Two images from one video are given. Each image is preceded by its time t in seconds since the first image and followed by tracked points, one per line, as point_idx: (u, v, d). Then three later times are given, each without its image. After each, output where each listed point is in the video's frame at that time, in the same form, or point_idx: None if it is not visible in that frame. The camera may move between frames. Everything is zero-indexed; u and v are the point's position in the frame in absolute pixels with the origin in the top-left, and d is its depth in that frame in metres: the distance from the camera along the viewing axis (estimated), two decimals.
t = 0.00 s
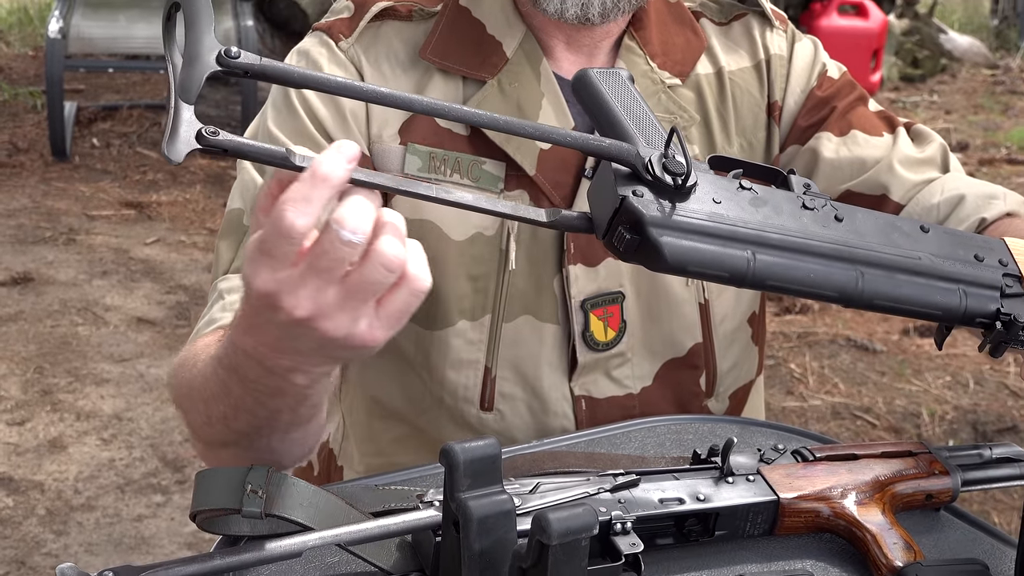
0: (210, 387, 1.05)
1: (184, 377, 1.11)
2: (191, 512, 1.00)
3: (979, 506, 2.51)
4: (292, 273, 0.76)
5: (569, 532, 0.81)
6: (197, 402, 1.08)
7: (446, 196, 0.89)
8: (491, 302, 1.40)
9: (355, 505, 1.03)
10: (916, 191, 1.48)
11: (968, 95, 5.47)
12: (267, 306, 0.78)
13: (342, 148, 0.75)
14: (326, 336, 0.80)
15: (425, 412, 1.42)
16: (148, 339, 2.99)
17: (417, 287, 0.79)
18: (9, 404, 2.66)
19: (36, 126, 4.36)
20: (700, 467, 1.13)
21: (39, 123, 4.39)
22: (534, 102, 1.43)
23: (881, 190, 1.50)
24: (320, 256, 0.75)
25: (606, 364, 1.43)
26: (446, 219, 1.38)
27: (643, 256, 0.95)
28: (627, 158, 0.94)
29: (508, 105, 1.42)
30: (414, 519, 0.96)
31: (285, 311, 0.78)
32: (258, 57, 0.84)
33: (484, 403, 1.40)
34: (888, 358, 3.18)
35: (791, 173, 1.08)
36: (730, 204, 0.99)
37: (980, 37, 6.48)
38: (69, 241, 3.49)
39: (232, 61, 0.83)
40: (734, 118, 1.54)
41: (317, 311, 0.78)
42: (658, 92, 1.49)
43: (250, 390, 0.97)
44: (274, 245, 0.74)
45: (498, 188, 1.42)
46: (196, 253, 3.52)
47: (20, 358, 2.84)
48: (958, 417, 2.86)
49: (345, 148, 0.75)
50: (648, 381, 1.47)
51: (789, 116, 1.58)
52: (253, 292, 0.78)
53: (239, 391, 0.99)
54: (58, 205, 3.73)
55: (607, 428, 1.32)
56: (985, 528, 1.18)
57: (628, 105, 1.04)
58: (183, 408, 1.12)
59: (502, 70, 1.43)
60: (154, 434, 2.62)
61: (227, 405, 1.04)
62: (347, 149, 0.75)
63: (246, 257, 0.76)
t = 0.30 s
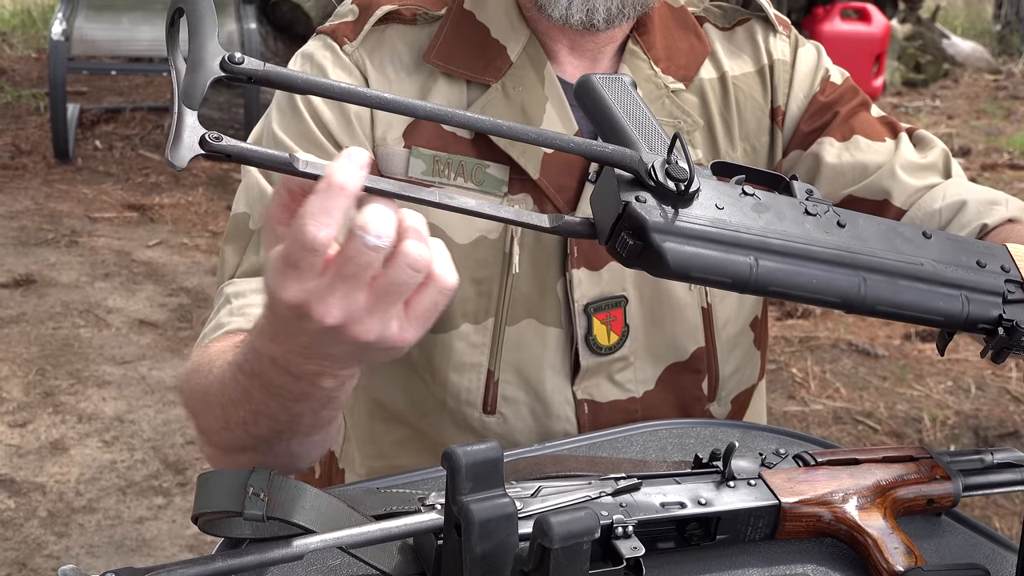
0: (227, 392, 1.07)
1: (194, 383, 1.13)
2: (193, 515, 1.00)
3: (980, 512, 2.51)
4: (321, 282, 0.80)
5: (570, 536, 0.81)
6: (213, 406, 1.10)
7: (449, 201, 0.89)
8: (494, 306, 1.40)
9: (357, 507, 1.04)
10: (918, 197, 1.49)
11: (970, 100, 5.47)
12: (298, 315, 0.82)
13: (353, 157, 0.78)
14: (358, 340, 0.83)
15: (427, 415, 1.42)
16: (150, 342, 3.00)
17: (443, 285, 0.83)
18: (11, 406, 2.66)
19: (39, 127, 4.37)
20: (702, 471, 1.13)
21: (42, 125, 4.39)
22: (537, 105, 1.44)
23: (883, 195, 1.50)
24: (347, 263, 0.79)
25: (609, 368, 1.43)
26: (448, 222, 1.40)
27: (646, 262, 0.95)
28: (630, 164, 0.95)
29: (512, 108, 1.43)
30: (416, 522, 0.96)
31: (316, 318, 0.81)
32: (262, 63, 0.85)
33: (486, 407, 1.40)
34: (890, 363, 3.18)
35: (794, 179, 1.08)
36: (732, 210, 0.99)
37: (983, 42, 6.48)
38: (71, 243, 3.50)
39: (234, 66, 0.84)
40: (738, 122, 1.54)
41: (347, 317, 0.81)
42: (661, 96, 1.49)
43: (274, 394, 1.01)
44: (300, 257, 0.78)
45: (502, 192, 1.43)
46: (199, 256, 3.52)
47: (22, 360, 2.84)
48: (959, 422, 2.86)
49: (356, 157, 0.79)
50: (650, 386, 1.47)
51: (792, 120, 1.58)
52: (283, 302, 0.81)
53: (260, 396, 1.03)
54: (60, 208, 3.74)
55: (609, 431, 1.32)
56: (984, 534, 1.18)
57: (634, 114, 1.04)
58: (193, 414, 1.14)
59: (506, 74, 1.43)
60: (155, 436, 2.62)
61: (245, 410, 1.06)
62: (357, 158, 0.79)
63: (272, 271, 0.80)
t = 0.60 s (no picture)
0: (284, 405, 1.10)
1: (236, 393, 1.14)
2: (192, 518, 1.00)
3: (978, 516, 2.51)
4: (445, 310, 0.85)
5: (568, 540, 0.81)
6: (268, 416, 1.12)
7: (449, 208, 0.88)
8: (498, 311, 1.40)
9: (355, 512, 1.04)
10: (917, 202, 1.50)
11: (970, 105, 5.48)
12: (417, 338, 0.86)
13: (488, 198, 0.88)
14: (469, 365, 0.88)
15: (427, 419, 1.42)
16: (150, 345, 3.00)
17: (557, 319, 0.90)
18: (10, 408, 2.66)
19: (39, 130, 4.37)
20: (700, 475, 1.13)
21: (43, 128, 4.40)
22: (538, 110, 1.44)
23: (883, 200, 1.52)
24: (476, 296, 0.85)
25: (609, 373, 1.44)
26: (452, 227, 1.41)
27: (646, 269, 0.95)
28: (628, 170, 0.94)
29: (514, 112, 1.43)
30: (415, 526, 0.96)
31: (434, 342, 0.86)
32: (262, 69, 0.85)
33: (487, 411, 1.40)
34: (889, 368, 3.18)
35: (792, 186, 1.08)
36: (731, 216, 0.99)
37: (983, 47, 6.49)
38: (71, 246, 3.50)
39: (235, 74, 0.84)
40: (738, 127, 1.54)
41: (464, 342, 0.86)
42: (662, 101, 1.50)
43: (342, 408, 1.05)
44: (431, 287, 0.83)
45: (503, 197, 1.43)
46: (199, 259, 3.52)
47: (22, 363, 2.85)
48: (958, 427, 2.86)
49: (492, 201, 0.88)
50: (650, 390, 1.47)
51: (792, 125, 1.58)
52: (402, 325, 0.85)
53: (326, 409, 1.06)
54: (61, 210, 3.74)
55: (608, 436, 1.33)
56: (983, 539, 1.18)
57: (636, 126, 1.03)
58: (233, 424, 1.15)
59: (507, 79, 1.44)
60: (155, 439, 2.62)
61: (304, 422, 1.10)
62: (492, 200, 0.88)
63: (397, 295, 0.84)
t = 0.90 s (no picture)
0: (334, 408, 1.18)
1: (281, 400, 1.20)
2: (194, 519, 1.00)
3: (979, 521, 2.51)
4: (532, 302, 0.94)
5: (570, 543, 0.81)
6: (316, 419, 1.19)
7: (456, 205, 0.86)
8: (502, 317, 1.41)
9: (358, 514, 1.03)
10: (918, 208, 1.50)
11: (971, 110, 5.48)
12: (500, 327, 0.97)
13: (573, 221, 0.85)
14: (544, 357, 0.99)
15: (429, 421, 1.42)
16: (151, 347, 3.00)
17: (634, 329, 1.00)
18: (11, 410, 2.67)
19: (41, 132, 4.38)
20: (702, 479, 1.14)
21: (44, 130, 4.40)
22: (542, 115, 1.44)
23: (883, 207, 1.51)
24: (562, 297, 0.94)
25: (612, 377, 1.45)
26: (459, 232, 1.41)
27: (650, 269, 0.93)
28: (634, 169, 0.94)
29: (518, 117, 1.44)
30: (417, 529, 0.96)
31: (514, 330, 0.97)
32: (270, 65, 0.83)
33: (490, 414, 1.40)
34: (890, 372, 3.18)
35: (797, 189, 1.09)
36: (735, 217, 0.99)
37: (984, 52, 6.49)
38: (73, 248, 3.50)
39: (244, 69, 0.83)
40: (739, 133, 1.54)
41: (541, 333, 0.97)
42: (664, 107, 1.50)
43: (395, 410, 1.14)
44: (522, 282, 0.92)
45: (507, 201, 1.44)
46: (200, 261, 3.53)
47: (23, 365, 2.85)
48: (959, 431, 2.86)
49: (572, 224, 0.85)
50: (653, 395, 1.47)
51: (793, 132, 1.59)
52: (487, 312, 0.96)
53: (379, 410, 1.15)
54: (62, 212, 3.75)
55: (610, 439, 1.33)
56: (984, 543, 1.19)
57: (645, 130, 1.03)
58: (274, 432, 1.21)
59: (511, 83, 1.45)
60: (156, 441, 2.63)
61: (352, 426, 1.18)
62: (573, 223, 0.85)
63: (489, 283, 0.94)
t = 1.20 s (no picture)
0: (331, 412, 1.18)
1: (278, 403, 1.20)
2: (195, 523, 1.00)
3: (980, 524, 2.51)
4: (526, 311, 0.95)
5: (572, 546, 0.81)
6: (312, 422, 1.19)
7: (453, 225, 0.88)
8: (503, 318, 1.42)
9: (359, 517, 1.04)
10: (920, 213, 1.50)
11: (972, 113, 5.48)
12: (494, 336, 0.97)
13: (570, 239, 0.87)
14: (538, 365, 0.99)
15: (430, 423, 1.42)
16: (152, 350, 3.00)
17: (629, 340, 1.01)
18: (12, 413, 2.67)
19: (42, 135, 4.38)
20: (703, 481, 1.14)
21: (45, 133, 4.40)
22: (544, 117, 1.45)
23: (885, 211, 1.52)
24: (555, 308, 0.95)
25: (612, 380, 1.45)
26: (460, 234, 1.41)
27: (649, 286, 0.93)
28: (631, 186, 0.94)
29: (519, 120, 1.44)
30: (418, 532, 0.96)
31: (508, 339, 0.97)
32: (266, 88, 0.84)
33: (491, 417, 1.40)
34: (891, 375, 3.18)
35: (795, 200, 1.09)
36: (734, 230, 0.99)
37: (985, 54, 6.50)
38: (74, 251, 3.50)
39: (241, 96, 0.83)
40: (742, 137, 1.55)
41: (535, 343, 0.97)
42: (666, 110, 1.51)
43: (390, 415, 1.15)
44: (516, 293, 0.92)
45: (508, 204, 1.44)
46: (201, 264, 3.53)
47: (24, 367, 2.85)
48: (960, 434, 2.86)
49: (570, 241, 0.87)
50: (653, 397, 1.47)
51: (796, 136, 1.59)
52: (482, 320, 0.96)
53: (375, 414, 1.15)
54: (63, 215, 3.75)
55: (611, 442, 1.33)
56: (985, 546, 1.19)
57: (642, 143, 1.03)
58: (271, 435, 1.22)
59: (512, 86, 1.45)
60: (157, 444, 2.63)
61: (348, 430, 1.18)
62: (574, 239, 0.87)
63: (484, 292, 0.94)
